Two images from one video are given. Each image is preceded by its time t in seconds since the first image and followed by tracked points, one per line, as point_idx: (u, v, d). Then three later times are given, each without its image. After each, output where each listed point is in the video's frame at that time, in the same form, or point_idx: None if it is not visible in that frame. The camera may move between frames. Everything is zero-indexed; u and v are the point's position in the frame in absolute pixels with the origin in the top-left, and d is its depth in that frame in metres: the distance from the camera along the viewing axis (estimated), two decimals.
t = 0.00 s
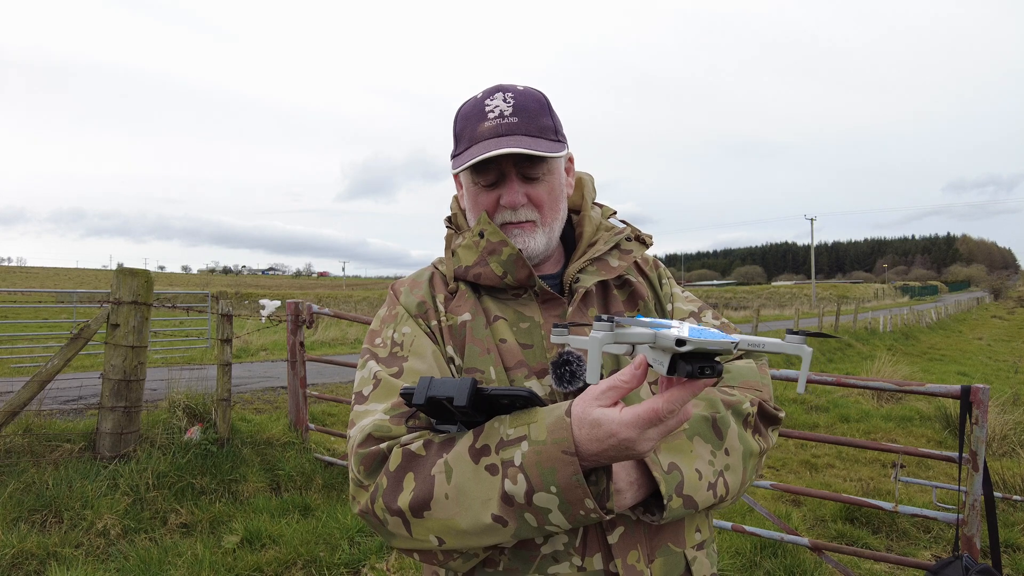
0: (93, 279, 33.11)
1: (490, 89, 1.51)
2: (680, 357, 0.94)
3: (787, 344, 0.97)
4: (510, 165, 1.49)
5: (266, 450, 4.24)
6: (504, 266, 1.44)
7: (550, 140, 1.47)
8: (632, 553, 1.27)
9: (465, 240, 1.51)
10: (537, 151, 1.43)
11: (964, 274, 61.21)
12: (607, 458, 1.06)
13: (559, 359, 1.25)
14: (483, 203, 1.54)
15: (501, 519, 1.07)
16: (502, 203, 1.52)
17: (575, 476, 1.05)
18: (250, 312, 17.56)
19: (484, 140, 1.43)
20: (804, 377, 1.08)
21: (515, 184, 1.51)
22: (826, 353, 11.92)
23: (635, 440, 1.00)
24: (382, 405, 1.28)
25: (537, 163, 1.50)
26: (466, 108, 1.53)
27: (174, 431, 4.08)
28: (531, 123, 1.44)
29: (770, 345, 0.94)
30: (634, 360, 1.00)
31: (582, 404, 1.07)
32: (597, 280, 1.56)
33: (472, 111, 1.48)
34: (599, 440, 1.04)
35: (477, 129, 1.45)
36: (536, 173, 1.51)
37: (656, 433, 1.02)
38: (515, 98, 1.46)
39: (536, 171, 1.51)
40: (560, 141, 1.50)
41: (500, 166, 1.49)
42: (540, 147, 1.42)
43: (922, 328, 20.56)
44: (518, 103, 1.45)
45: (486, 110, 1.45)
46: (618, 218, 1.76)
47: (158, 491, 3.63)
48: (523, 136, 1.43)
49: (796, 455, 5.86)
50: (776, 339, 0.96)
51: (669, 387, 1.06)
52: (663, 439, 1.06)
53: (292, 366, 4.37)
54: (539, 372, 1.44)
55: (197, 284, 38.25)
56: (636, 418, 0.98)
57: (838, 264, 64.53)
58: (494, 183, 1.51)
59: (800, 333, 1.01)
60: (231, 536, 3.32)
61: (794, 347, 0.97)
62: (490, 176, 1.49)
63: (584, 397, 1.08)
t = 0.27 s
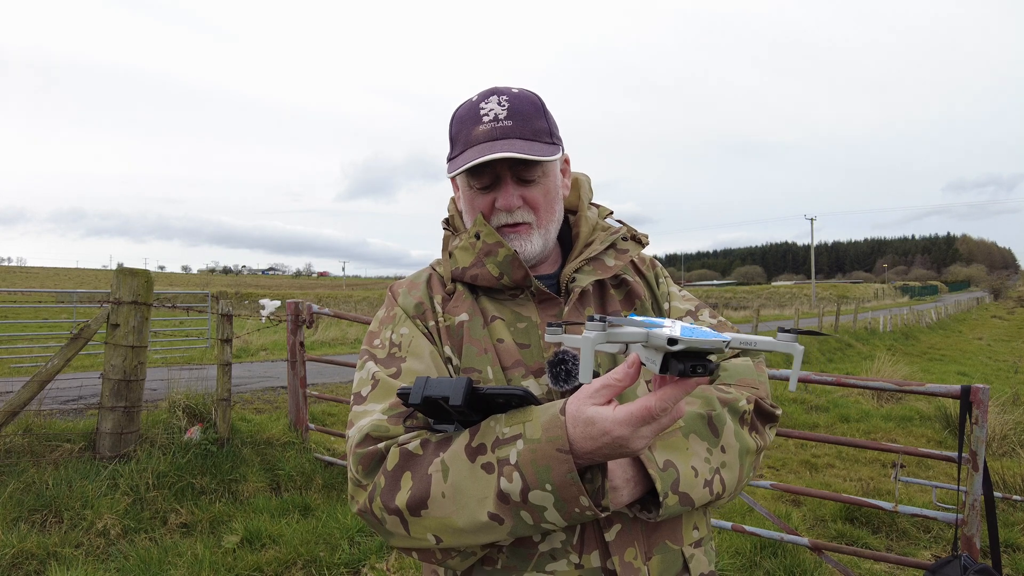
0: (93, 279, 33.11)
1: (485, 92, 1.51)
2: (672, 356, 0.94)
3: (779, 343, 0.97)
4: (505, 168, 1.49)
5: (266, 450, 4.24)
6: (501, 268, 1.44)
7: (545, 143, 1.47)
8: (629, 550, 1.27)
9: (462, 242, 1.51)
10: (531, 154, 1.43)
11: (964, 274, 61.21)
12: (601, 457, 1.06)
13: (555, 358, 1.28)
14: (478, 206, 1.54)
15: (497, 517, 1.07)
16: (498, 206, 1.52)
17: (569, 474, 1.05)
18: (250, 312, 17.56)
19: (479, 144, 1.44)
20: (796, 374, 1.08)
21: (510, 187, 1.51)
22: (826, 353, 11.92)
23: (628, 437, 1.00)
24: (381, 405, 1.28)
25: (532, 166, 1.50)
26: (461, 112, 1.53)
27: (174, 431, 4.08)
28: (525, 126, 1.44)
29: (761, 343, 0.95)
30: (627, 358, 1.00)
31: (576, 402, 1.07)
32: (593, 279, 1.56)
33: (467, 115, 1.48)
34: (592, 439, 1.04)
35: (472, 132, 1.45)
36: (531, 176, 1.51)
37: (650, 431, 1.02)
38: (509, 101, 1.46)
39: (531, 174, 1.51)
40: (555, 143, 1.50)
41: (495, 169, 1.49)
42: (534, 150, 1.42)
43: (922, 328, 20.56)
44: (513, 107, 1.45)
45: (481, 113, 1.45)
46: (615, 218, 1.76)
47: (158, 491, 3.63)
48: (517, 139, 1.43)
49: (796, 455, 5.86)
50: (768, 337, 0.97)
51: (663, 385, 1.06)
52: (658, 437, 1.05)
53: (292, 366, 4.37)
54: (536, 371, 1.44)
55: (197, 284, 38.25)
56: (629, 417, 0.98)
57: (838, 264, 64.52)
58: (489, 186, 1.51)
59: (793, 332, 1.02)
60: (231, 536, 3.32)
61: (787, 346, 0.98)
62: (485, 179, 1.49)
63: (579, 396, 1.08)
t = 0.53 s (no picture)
0: (93, 278, 33.14)
1: (481, 90, 1.52)
2: (671, 359, 0.94)
3: (780, 350, 0.97)
4: (502, 163, 1.49)
5: (266, 450, 4.24)
6: (500, 266, 1.44)
7: (542, 138, 1.47)
8: (627, 549, 1.27)
9: (461, 241, 1.51)
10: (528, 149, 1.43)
11: (964, 274, 61.21)
12: (599, 457, 1.06)
13: (554, 357, 1.28)
14: (477, 201, 1.54)
15: (494, 516, 1.07)
16: (496, 201, 1.52)
17: (567, 474, 1.05)
18: (250, 312, 17.55)
19: (476, 140, 1.44)
20: (794, 382, 1.09)
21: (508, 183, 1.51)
22: (826, 353, 11.93)
23: (626, 439, 1.01)
24: (378, 404, 1.28)
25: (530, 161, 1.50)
26: (458, 111, 1.53)
27: (174, 431, 4.08)
28: (522, 121, 1.45)
29: (761, 349, 0.94)
30: (628, 360, 1.00)
31: (575, 402, 1.07)
32: (592, 279, 1.56)
33: (464, 113, 1.48)
34: (591, 439, 1.04)
35: (468, 130, 1.45)
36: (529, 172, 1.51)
37: (648, 433, 1.02)
38: (505, 98, 1.46)
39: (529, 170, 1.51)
40: (552, 138, 1.50)
41: (492, 164, 1.49)
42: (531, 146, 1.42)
43: (922, 328, 20.56)
44: (509, 103, 1.45)
45: (477, 111, 1.45)
46: (612, 218, 1.76)
47: (158, 491, 3.63)
48: (514, 135, 1.43)
49: (796, 455, 5.86)
50: (768, 344, 0.96)
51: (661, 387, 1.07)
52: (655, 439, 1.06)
53: (292, 366, 4.38)
54: (534, 371, 1.44)
55: (196, 284, 38.24)
56: (628, 419, 0.99)
57: (838, 264, 64.52)
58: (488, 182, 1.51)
59: (794, 338, 1.02)
60: (231, 536, 3.32)
61: (787, 353, 0.97)
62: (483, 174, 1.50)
63: (578, 396, 1.08)
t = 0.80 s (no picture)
0: (93, 278, 33.13)
1: (482, 89, 1.51)
2: (678, 349, 0.95)
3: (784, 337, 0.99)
4: (505, 160, 1.50)
5: (266, 450, 4.23)
6: (504, 264, 1.44)
7: (544, 136, 1.47)
8: (629, 548, 1.27)
9: (464, 240, 1.51)
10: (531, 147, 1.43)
11: (964, 274, 61.22)
12: (609, 451, 1.06)
13: (557, 357, 1.27)
14: (480, 198, 1.54)
15: (505, 514, 1.07)
16: (499, 198, 1.52)
17: (578, 469, 1.05)
18: (250, 312, 17.55)
19: (479, 139, 1.44)
20: (802, 373, 1.10)
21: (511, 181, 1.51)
22: (826, 353, 11.93)
23: (637, 432, 1.01)
24: (382, 405, 1.28)
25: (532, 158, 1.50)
26: (459, 110, 1.53)
27: (174, 431, 4.08)
28: (524, 119, 1.45)
29: (766, 338, 0.95)
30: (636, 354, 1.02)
31: (585, 398, 1.07)
32: (594, 280, 1.56)
33: (466, 112, 1.48)
34: (602, 433, 1.04)
35: (471, 128, 1.45)
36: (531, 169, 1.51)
37: (658, 425, 1.02)
38: (507, 96, 1.46)
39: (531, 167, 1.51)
40: (554, 136, 1.50)
41: (495, 161, 1.50)
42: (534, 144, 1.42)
43: (922, 328, 20.55)
44: (511, 101, 1.45)
45: (480, 109, 1.45)
46: (613, 218, 1.76)
47: (158, 491, 3.63)
48: (517, 133, 1.43)
49: (796, 455, 5.86)
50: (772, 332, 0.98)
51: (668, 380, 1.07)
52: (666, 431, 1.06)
53: (292, 366, 4.37)
54: (537, 371, 1.44)
55: (196, 284, 38.23)
56: (638, 411, 0.99)
57: (838, 264, 64.52)
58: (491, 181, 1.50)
59: (797, 327, 1.03)
60: (231, 536, 3.32)
61: (791, 340, 0.99)
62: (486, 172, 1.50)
63: (587, 392, 1.08)
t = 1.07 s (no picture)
0: (93, 278, 33.12)
1: (486, 88, 1.52)
2: (688, 355, 0.94)
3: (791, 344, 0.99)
4: (509, 158, 1.50)
5: (266, 450, 4.23)
6: (506, 265, 1.44)
7: (548, 134, 1.48)
8: (634, 548, 1.26)
9: (465, 240, 1.51)
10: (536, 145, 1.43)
11: (964, 274, 61.22)
12: (613, 453, 1.06)
13: (561, 357, 1.26)
14: (483, 196, 1.54)
15: (509, 515, 1.07)
16: (503, 195, 1.52)
17: (583, 470, 1.05)
18: (250, 312, 17.55)
19: (483, 136, 1.43)
20: (806, 377, 1.10)
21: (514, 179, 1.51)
22: (826, 353, 11.93)
23: (641, 434, 1.01)
24: (384, 406, 1.28)
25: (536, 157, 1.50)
26: (462, 108, 1.53)
27: (174, 431, 4.08)
28: (528, 118, 1.45)
29: (776, 345, 0.95)
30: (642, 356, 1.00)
31: (589, 399, 1.07)
32: (596, 280, 1.56)
33: (470, 110, 1.48)
34: (606, 435, 1.05)
35: (475, 126, 1.45)
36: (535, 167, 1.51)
37: (662, 428, 1.03)
38: (511, 95, 1.47)
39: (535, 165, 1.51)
40: (558, 135, 1.51)
41: (499, 159, 1.50)
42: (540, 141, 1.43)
43: (922, 329, 20.55)
44: (515, 100, 1.46)
45: (484, 107, 1.45)
46: (615, 218, 1.76)
47: (158, 491, 3.63)
48: (521, 131, 1.43)
49: (796, 455, 5.86)
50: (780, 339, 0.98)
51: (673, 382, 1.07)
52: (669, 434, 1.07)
53: (292, 366, 4.37)
54: (539, 371, 1.44)
55: (196, 284, 38.22)
56: (643, 414, 0.99)
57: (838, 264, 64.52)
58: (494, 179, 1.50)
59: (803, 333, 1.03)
60: (231, 536, 3.32)
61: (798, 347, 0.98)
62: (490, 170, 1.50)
63: (590, 393, 1.08)
